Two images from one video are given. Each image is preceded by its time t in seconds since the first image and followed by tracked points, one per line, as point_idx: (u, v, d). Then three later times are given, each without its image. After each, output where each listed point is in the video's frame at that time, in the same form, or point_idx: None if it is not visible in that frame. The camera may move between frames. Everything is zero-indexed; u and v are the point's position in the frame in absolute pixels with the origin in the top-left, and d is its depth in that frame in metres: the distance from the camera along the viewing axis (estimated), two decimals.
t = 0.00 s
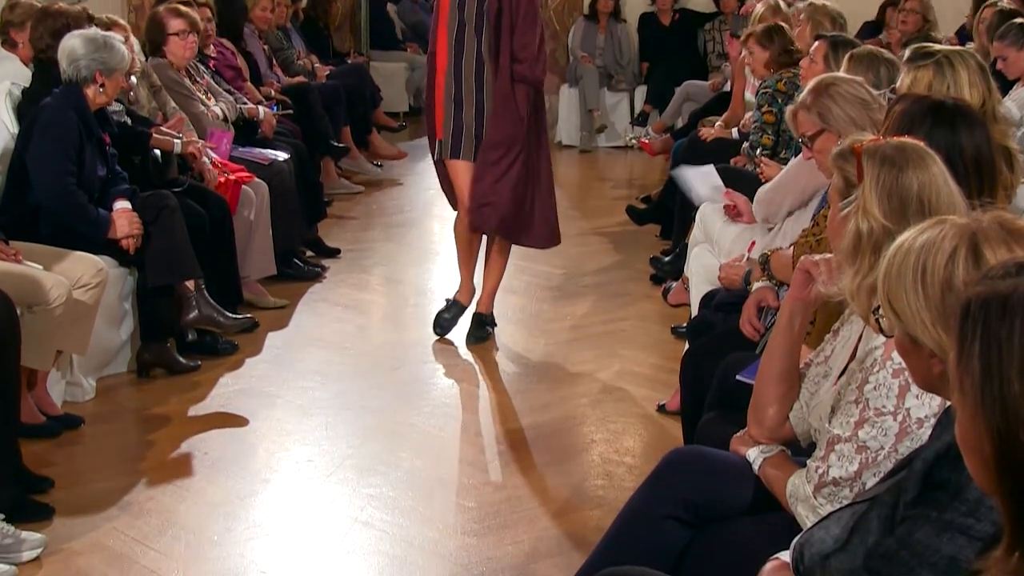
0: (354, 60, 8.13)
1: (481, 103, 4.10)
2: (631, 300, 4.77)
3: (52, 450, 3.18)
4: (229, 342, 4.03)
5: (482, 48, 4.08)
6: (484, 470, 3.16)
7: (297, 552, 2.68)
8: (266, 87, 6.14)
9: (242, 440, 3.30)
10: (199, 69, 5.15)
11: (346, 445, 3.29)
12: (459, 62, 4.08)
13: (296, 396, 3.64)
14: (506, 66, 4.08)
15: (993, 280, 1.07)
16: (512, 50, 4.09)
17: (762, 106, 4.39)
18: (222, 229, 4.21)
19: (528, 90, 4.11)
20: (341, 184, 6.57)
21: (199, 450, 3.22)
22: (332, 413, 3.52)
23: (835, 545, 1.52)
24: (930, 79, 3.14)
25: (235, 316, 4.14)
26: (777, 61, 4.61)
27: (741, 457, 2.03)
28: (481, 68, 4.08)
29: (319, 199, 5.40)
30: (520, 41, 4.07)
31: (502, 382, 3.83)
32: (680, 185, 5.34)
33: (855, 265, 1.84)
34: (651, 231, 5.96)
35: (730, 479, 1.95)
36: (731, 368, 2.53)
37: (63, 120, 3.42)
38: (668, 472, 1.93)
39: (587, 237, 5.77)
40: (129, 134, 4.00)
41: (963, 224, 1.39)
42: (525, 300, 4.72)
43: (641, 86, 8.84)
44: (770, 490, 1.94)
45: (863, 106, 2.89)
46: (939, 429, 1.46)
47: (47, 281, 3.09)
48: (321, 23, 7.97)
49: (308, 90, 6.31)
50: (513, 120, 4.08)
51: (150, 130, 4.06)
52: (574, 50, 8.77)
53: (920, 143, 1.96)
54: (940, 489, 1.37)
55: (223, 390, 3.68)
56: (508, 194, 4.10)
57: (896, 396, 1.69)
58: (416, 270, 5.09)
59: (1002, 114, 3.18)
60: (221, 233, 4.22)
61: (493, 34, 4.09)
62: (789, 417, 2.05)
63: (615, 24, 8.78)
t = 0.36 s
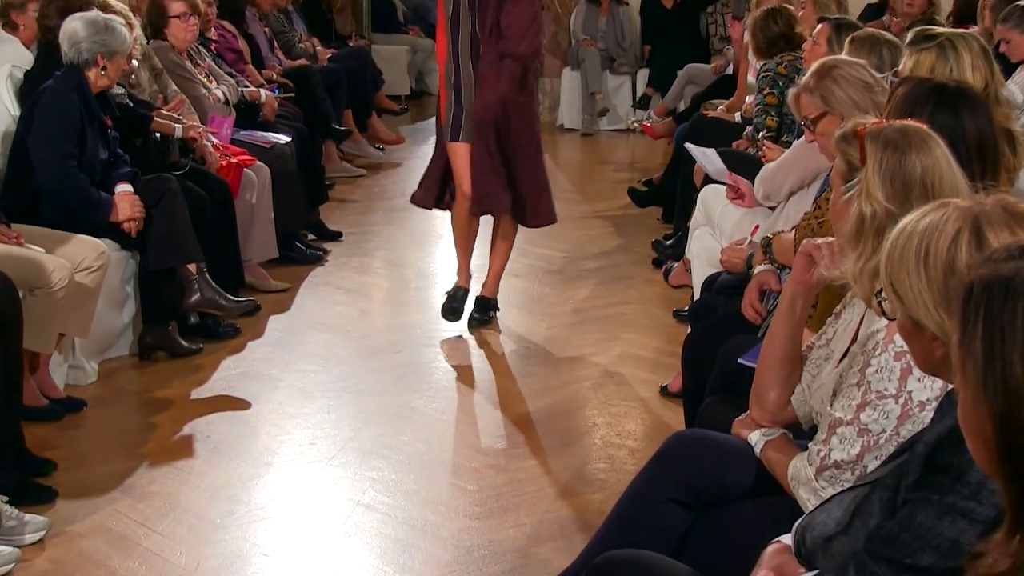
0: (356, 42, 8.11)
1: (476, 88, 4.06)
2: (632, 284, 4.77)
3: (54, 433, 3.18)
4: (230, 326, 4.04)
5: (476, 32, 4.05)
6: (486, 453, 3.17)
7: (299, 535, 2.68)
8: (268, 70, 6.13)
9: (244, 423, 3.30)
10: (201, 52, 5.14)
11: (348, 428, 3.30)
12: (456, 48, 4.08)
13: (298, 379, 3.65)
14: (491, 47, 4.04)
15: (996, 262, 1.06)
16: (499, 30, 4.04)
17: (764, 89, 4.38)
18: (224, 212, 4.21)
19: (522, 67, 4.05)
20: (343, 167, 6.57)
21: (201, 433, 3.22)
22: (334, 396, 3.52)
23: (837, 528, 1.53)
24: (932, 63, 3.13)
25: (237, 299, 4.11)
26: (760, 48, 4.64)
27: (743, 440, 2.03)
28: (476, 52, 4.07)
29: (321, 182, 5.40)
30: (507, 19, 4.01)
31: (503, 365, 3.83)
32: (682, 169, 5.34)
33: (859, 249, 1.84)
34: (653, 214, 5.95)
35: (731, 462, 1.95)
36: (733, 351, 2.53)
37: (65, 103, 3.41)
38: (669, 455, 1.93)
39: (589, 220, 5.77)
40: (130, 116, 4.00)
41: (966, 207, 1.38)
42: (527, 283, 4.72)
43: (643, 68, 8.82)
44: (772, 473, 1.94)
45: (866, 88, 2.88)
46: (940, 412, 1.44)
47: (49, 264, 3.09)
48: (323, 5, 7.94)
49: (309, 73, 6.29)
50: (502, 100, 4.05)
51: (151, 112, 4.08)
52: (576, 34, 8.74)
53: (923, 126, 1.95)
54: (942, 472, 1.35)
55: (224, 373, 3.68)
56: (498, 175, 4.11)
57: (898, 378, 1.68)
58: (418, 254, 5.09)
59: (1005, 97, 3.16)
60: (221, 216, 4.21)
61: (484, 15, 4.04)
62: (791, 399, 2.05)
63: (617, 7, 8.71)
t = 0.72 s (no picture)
0: (362, 28, 8.10)
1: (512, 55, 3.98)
2: (638, 271, 4.77)
3: (60, 418, 3.19)
4: (236, 312, 4.03)
5: None
6: (491, 439, 3.17)
7: (305, 522, 2.69)
8: (273, 56, 6.13)
9: (250, 409, 3.31)
10: (206, 38, 5.13)
11: (354, 414, 3.30)
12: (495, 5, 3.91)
13: (304, 365, 3.65)
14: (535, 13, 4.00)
15: (1004, 249, 1.06)
16: None
17: (770, 75, 4.37)
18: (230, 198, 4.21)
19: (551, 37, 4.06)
20: (349, 153, 6.56)
21: (208, 419, 3.23)
22: (339, 382, 3.53)
23: (842, 515, 1.54)
24: (940, 49, 3.11)
25: (243, 286, 4.16)
26: (765, 35, 4.64)
27: (749, 427, 2.03)
28: (511, 3, 3.93)
29: (327, 168, 5.39)
30: None
31: (509, 352, 3.83)
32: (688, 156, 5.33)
33: (864, 235, 1.83)
34: (659, 200, 5.95)
35: (737, 449, 1.95)
36: (739, 338, 2.53)
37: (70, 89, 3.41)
38: (675, 442, 1.94)
39: (595, 207, 5.77)
40: (135, 101, 4.00)
41: (972, 193, 1.37)
42: (532, 270, 4.72)
43: (649, 55, 8.80)
44: (778, 460, 1.94)
45: (873, 75, 2.86)
46: (946, 400, 1.44)
47: (54, 250, 3.08)
48: None
49: (315, 59, 6.29)
50: (552, 62, 4.04)
51: (159, 97, 4.06)
52: (582, 20, 8.72)
53: (929, 113, 1.94)
54: (947, 459, 1.34)
55: (230, 359, 3.69)
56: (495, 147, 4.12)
57: (904, 366, 1.68)
58: (424, 240, 5.09)
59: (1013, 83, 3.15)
60: (228, 204, 4.21)
61: None
62: (796, 386, 2.05)
63: None
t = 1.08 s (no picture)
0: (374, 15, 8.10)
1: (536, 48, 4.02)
2: (650, 258, 4.76)
3: (74, 405, 3.21)
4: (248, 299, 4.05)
5: None
6: (502, 427, 3.17)
7: (315, 509, 2.70)
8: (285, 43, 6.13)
9: (262, 395, 3.32)
10: (218, 26, 5.13)
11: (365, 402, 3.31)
12: None
13: (315, 352, 3.66)
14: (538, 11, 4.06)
15: (1019, 236, 1.05)
16: None
17: (781, 62, 4.34)
18: (242, 183, 4.21)
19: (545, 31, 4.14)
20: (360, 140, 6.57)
21: (220, 405, 3.24)
22: (351, 369, 3.54)
23: (854, 503, 1.54)
24: (954, 36, 3.09)
25: (255, 274, 4.18)
26: (777, 23, 4.62)
27: (760, 415, 2.03)
28: None
29: (339, 155, 5.40)
30: None
31: (521, 339, 3.84)
32: (701, 143, 5.31)
33: (876, 224, 1.82)
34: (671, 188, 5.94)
35: (747, 436, 1.95)
36: (751, 326, 2.52)
37: (81, 76, 3.41)
38: (685, 429, 1.94)
39: (607, 194, 5.76)
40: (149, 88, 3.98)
41: (987, 181, 1.36)
42: (544, 258, 4.71)
43: (661, 42, 8.78)
44: (789, 448, 1.94)
45: (886, 63, 2.84)
46: (959, 388, 1.43)
47: (67, 237, 3.09)
48: None
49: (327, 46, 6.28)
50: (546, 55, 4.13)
51: (171, 84, 4.05)
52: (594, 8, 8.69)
53: (942, 101, 1.93)
54: (959, 448, 1.33)
55: (243, 346, 3.70)
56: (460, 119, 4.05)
57: (916, 355, 1.67)
58: (435, 228, 5.09)
59: None
60: (240, 190, 4.21)
61: None
62: (808, 374, 2.04)
63: None
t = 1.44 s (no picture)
0: (385, 7, 8.10)
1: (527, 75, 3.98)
2: (661, 251, 4.75)
3: (86, 396, 3.22)
4: (259, 291, 4.06)
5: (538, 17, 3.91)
6: (513, 419, 3.17)
7: (326, 499, 2.71)
8: (297, 35, 6.14)
9: (274, 387, 3.33)
10: (230, 18, 5.13)
11: (376, 393, 3.31)
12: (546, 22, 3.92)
13: (327, 344, 3.66)
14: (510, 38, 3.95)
15: None
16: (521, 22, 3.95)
17: (792, 54, 4.33)
18: (254, 175, 4.21)
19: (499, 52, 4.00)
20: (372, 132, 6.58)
21: (231, 397, 3.25)
22: (363, 360, 3.55)
23: (866, 496, 1.54)
24: (968, 28, 3.07)
25: (266, 265, 4.19)
26: (788, 15, 4.60)
27: (772, 408, 2.02)
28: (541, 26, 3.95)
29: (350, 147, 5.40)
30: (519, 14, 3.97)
31: (532, 331, 3.84)
32: (712, 135, 5.30)
33: (889, 216, 1.81)
34: (682, 181, 5.92)
35: (757, 428, 1.95)
36: (763, 318, 2.52)
37: (93, 68, 3.42)
38: (697, 422, 1.93)
39: (619, 187, 5.75)
40: (161, 80, 3.99)
41: (1000, 173, 1.33)
42: (556, 250, 4.71)
43: (673, 34, 8.76)
44: (801, 441, 1.93)
45: (898, 55, 2.83)
46: (972, 381, 1.43)
47: (80, 228, 3.09)
48: None
49: (338, 38, 6.28)
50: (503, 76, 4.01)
51: (182, 76, 4.07)
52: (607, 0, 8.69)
53: (956, 94, 1.92)
54: (972, 441, 1.32)
55: (254, 337, 3.71)
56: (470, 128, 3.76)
57: (929, 347, 1.66)
58: (447, 220, 5.09)
59: None
60: (252, 181, 4.21)
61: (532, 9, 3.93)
62: (820, 366, 2.04)
63: None
